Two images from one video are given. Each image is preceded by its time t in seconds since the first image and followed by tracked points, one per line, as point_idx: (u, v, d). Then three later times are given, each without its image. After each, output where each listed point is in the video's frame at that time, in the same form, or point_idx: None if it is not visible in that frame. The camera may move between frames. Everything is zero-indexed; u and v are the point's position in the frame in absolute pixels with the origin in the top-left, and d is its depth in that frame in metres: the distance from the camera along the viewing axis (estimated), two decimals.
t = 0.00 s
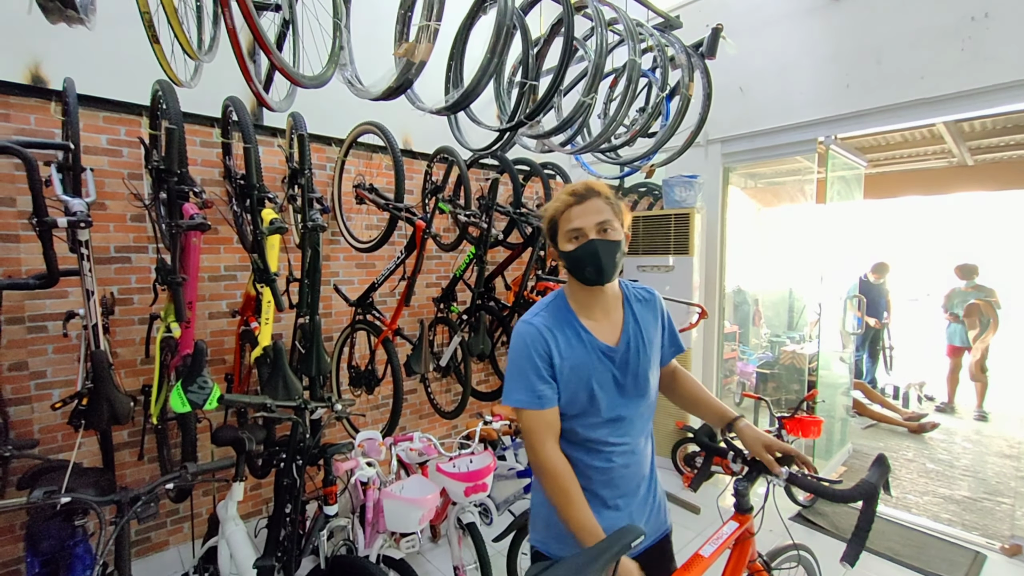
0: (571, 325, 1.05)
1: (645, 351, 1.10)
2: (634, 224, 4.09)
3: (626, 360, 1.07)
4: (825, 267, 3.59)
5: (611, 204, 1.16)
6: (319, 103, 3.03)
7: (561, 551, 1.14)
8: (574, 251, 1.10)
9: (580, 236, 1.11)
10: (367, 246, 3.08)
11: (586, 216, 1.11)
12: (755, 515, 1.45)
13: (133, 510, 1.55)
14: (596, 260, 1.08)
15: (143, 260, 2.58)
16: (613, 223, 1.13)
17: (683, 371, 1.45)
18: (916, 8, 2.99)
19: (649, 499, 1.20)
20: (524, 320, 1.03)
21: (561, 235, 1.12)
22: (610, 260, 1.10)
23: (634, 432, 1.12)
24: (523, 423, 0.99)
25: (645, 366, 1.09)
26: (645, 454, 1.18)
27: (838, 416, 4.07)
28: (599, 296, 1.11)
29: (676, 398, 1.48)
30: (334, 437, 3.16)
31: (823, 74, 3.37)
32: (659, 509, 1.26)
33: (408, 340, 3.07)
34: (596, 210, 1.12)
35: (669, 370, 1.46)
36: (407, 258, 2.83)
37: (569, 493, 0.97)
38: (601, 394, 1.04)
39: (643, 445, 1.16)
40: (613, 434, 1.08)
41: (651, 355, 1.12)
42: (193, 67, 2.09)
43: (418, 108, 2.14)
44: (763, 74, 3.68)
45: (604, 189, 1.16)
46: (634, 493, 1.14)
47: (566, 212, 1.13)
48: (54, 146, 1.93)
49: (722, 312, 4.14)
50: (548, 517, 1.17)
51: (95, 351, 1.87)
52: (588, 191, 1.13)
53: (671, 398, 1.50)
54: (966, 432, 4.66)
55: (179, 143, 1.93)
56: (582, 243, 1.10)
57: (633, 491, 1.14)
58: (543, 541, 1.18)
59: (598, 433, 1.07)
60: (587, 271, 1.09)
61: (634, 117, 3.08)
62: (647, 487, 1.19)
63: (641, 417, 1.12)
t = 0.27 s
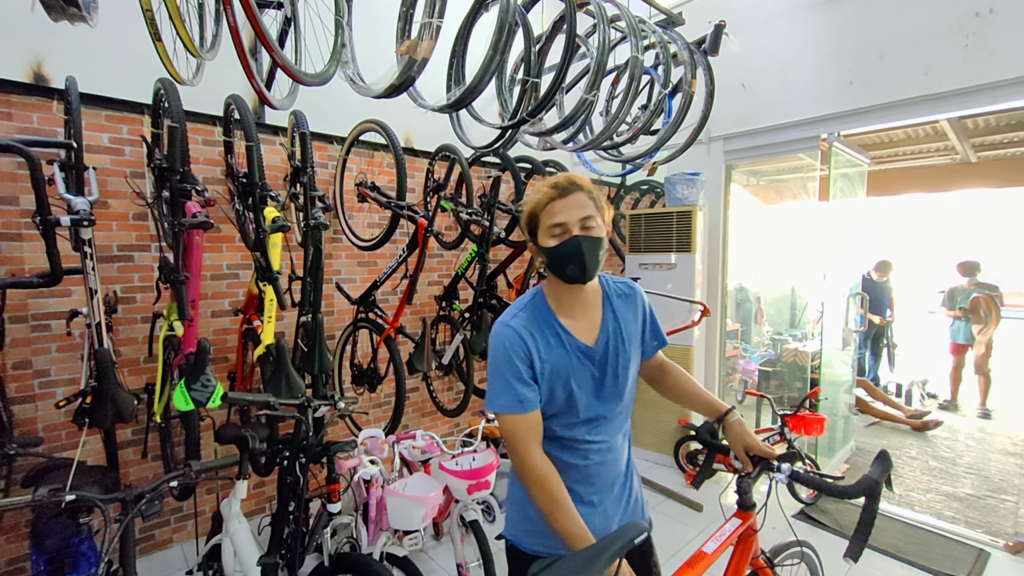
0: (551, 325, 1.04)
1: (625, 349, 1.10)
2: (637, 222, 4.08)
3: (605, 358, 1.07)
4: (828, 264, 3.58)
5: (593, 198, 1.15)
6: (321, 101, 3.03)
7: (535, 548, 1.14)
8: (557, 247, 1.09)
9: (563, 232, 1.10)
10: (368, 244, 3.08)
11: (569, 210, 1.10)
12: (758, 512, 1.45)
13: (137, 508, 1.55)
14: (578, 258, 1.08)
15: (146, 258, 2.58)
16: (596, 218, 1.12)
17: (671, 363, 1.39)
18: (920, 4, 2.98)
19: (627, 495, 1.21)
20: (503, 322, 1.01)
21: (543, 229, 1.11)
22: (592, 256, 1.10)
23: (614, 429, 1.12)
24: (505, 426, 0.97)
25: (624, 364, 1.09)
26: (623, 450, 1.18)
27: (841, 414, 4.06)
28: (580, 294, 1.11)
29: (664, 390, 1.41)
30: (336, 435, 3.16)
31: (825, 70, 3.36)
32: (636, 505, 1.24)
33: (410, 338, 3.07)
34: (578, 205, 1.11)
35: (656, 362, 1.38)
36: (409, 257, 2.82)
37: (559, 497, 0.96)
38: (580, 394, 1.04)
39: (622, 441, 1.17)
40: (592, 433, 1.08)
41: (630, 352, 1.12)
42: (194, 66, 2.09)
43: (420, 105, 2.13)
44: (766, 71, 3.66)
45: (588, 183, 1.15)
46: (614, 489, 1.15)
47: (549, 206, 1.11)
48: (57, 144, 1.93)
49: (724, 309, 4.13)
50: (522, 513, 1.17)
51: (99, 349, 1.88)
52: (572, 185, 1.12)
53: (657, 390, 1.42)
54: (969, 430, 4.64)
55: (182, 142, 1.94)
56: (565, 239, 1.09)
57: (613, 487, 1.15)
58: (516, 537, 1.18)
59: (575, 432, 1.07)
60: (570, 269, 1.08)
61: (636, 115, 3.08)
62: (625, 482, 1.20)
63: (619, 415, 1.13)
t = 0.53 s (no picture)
0: (539, 330, 1.04)
1: (611, 351, 1.11)
2: (644, 219, 4.06)
3: (592, 362, 1.08)
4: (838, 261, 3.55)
5: (588, 203, 1.13)
6: (329, 100, 3.04)
7: (521, 544, 1.14)
8: (548, 254, 1.08)
9: (555, 238, 1.09)
10: (376, 242, 3.10)
11: (563, 217, 1.09)
12: (769, 510, 1.44)
13: (151, 502, 1.57)
14: (569, 266, 1.08)
15: (157, 256, 2.61)
16: (590, 225, 1.11)
17: (677, 360, 1.36)
18: None
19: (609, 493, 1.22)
20: (492, 326, 1.00)
21: (535, 233, 1.10)
22: (583, 265, 1.09)
23: (597, 430, 1.14)
24: (491, 432, 0.96)
25: (609, 366, 1.11)
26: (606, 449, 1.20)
27: (850, 413, 4.03)
28: (570, 299, 1.11)
29: (673, 390, 1.38)
30: (344, 432, 3.18)
31: (836, 65, 3.32)
32: (616, 499, 1.25)
33: (417, 336, 3.08)
34: (573, 211, 1.09)
35: (662, 360, 1.36)
36: (417, 255, 2.83)
37: (553, 497, 0.94)
38: (566, 396, 1.05)
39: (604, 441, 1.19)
40: (577, 434, 1.09)
41: (616, 354, 1.14)
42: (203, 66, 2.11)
43: (427, 103, 2.13)
44: (775, 66, 3.63)
45: (584, 187, 1.13)
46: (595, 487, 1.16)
47: (542, 211, 1.09)
48: (70, 143, 1.95)
49: (733, 307, 4.10)
50: (506, 511, 1.17)
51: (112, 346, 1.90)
52: (568, 189, 1.10)
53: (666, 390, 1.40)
54: (982, 429, 4.59)
55: (192, 140, 1.96)
56: (558, 246, 1.09)
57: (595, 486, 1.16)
58: (501, 534, 1.18)
59: (560, 433, 1.08)
60: (560, 277, 1.07)
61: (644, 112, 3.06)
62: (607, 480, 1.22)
63: (604, 415, 1.14)
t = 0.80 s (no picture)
0: (538, 345, 1.05)
1: (603, 368, 1.14)
2: (652, 225, 4.06)
3: (584, 378, 1.10)
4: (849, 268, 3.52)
5: (608, 226, 1.13)
6: (340, 107, 3.09)
7: (498, 550, 1.14)
8: (560, 273, 1.08)
9: (569, 258, 1.09)
10: (384, 248, 3.12)
11: (579, 238, 1.09)
12: (775, 518, 1.44)
13: (161, 503, 1.60)
14: (576, 288, 1.08)
15: (170, 260, 2.66)
16: (605, 250, 1.11)
17: (681, 366, 1.36)
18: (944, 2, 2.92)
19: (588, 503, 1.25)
20: (493, 339, 1.00)
21: (549, 249, 1.09)
22: (594, 290, 1.10)
23: (583, 443, 1.16)
24: (492, 445, 0.96)
25: (600, 383, 1.14)
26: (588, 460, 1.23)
27: (861, 421, 3.98)
28: (572, 316, 1.11)
29: (680, 397, 1.38)
30: (352, 435, 3.20)
31: (845, 72, 3.31)
32: (594, 507, 1.27)
33: (425, 340, 3.10)
34: (591, 233, 1.09)
35: (667, 368, 1.35)
36: (424, 260, 2.85)
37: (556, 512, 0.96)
38: (556, 410, 1.08)
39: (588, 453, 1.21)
40: (562, 446, 1.12)
41: (608, 371, 1.16)
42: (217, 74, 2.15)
43: (436, 109, 2.16)
44: (784, 72, 3.62)
45: (605, 209, 1.12)
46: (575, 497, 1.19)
47: (560, 227, 1.09)
48: (88, 150, 2.00)
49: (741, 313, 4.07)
50: (485, 516, 1.16)
51: (126, 348, 1.93)
52: (589, 210, 1.09)
53: (673, 397, 1.39)
54: (997, 439, 4.51)
55: (205, 146, 2.00)
56: (570, 266, 1.09)
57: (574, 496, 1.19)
58: (480, 539, 1.17)
59: (545, 445, 1.11)
60: (565, 298, 1.08)
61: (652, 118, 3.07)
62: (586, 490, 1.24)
63: (591, 429, 1.17)
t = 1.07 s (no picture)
0: (533, 344, 1.07)
1: (598, 367, 1.15)
2: (660, 223, 4.04)
3: (579, 377, 1.12)
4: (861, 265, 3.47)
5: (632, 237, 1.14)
6: (347, 108, 3.11)
7: (498, 548, 1.14)
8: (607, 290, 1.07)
9: (614, 274, 1.07)
10: (392, 247, 3.15)
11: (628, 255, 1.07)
12: (783, 517, 1.43)
13: (174, 498, 1.63)
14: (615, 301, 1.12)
15: (182, 261, 2.70)
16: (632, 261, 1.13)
17: (688, 363, 1.35)
18: None
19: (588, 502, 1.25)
20: (491, 337, 1.01)
21: (601, 267, 1.04)
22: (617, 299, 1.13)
23: (579, 441, 1.17)
24: (492, 441, 0.97)
25: (595, 381, 1.15)
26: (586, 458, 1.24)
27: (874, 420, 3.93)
28: (570, 316, 1.12)
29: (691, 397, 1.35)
30: (361, 433, 3.22)
31: (856, 66, 3.27)
32: (595, 505, 1.28)
33: (433, 339, 3.12)
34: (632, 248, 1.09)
35: (674, 366, 1.34)
36: (432, 259, 2.87)
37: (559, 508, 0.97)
38: (550, 409, 1.09)
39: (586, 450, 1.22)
40: (559, 443, 1.13)
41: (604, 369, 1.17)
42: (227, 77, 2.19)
43: (441, 109, 2.17)
44: (793, 68, 3.59)
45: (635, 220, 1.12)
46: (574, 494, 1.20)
47: (615, 246, 1.04)
48: (101, 153, 2.04)
49: (751, 311, 4.03)
50: (484, 515, 1.16)
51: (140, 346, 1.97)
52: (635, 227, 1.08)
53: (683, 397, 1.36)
54: (1015, 439, 4.43)
55: (214, 148, 2.03)
56: (614, 282, 1.08)
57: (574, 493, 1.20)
58: (479, 537, 1.18)
59: (538, 444, 1.12)
60: (603, 310, 1.11)
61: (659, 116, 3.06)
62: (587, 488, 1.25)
63: (585, 429, 1.18)
